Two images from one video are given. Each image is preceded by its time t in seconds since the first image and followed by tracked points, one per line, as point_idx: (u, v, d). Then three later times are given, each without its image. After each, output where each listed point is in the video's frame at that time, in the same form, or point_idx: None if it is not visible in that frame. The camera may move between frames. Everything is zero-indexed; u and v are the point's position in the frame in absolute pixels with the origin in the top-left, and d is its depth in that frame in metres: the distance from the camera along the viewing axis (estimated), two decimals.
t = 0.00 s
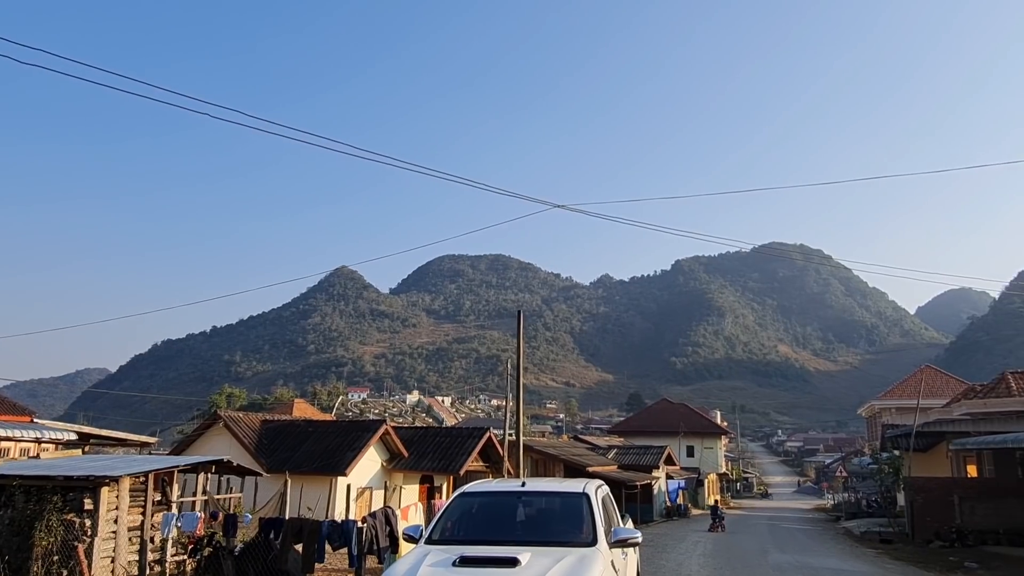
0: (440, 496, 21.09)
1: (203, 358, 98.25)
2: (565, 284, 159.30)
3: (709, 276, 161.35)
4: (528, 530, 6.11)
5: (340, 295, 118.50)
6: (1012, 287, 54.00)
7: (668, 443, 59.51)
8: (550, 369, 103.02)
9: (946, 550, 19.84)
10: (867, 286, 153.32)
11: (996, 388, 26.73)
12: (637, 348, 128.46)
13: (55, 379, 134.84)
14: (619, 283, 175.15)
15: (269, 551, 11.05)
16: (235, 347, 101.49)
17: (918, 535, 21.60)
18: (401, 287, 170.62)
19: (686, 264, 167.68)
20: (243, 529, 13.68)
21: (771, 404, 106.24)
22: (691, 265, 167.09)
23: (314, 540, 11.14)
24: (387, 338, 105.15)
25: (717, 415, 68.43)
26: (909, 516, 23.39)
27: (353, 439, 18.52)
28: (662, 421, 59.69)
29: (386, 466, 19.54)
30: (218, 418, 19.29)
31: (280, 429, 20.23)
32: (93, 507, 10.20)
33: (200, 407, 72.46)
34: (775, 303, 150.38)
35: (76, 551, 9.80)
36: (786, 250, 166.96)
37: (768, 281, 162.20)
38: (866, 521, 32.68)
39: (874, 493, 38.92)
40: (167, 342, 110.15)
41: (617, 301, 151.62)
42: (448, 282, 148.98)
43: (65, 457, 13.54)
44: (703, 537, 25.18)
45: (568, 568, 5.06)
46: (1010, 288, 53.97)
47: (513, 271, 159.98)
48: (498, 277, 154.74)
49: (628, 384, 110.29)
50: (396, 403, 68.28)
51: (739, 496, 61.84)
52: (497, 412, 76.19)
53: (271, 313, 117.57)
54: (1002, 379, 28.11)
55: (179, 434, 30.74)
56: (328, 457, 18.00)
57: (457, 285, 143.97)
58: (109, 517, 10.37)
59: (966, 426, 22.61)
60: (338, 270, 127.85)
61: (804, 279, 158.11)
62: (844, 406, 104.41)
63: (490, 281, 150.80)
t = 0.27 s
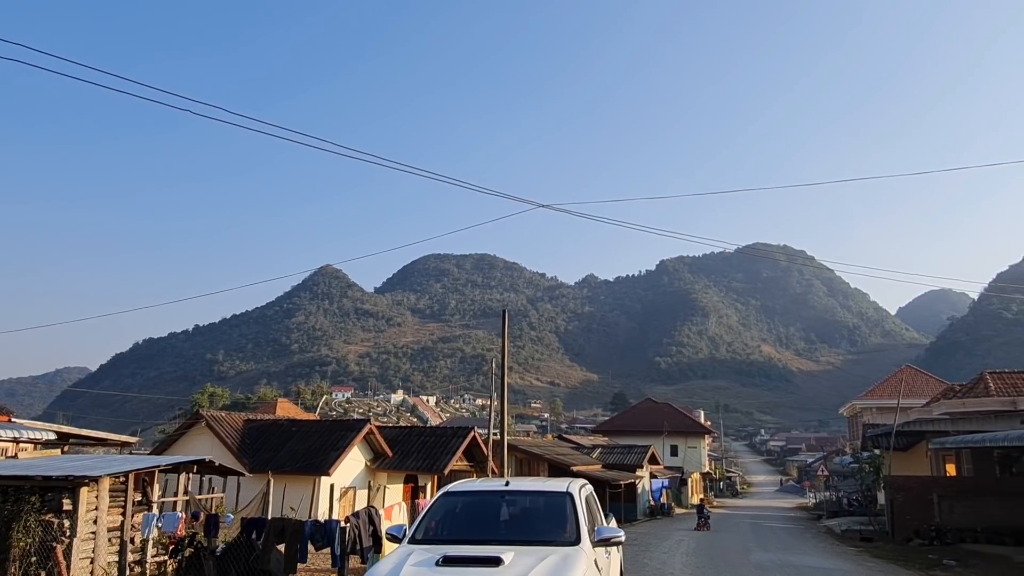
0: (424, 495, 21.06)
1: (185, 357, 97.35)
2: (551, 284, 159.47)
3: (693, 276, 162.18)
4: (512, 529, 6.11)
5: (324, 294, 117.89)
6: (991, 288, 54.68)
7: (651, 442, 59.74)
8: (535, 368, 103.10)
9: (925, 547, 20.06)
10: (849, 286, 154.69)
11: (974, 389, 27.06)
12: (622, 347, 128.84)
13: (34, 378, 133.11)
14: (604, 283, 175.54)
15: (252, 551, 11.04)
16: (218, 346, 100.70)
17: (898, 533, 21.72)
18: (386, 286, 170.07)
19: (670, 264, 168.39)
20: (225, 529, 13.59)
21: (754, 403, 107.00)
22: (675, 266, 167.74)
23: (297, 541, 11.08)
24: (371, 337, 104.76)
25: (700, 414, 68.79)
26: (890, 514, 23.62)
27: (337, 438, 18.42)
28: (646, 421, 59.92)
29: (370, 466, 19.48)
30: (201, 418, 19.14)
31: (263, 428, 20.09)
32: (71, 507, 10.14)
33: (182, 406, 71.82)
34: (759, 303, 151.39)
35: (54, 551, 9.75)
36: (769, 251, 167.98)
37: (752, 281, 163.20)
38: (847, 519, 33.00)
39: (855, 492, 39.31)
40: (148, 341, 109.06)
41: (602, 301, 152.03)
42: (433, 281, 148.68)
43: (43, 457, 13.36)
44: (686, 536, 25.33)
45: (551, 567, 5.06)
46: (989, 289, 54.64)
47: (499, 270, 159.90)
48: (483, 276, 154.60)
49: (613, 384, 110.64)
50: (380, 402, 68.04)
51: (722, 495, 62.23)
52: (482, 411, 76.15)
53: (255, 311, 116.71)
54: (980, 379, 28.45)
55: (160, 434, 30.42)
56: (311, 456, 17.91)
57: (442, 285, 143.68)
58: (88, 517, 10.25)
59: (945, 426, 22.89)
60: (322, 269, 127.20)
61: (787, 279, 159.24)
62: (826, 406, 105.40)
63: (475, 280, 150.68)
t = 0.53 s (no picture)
0: (405, 494, 21.01)
1: (163, 355, 96.36)
2: (533, 283, 159.64)
3: (675, 276, 163.13)
4: (491, 529, 6.11)
5: (305, 292, 117.16)
6: (966, 289, 55.53)
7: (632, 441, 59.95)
8: (517, 367, 103.17)
9: (901, 545, 20.35)
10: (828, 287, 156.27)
11: (949, 388, 27.46)
12: (603, 346, 129.35)
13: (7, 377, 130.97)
14: (585, 282, 176.01)
15: (229, 551, 11.07)
16: (197, 344, 99.75)
17: (874, 531, 21.95)
18: (367, 284, 169.34)
19: (652, 264, 169.26)
20: (203, 529, 13.47)
21: (734, 403, 107.95)
22: (657, 266, 168.50)
23: (275, 541, 10.99)
24: (353, 336, 104.28)
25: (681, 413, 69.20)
26: (866, 512, 23.89)
27: (317, 438, 18.32)
28: (628, 420, 60.16)
29: (350, 465, 19.41)
30: (179, 417, 18.96)
31: (243, 427, 19.93)
32: (46, 508, 9.98)
33: (160, 405, 71.06)
34: (739, 303, 152.63)
35: (29, 553, 9.61)
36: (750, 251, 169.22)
37: (732, 281, 164.39)
38: (824, 517, 33.37)
39: (832, 490, 39.77)
40: (126, 339, 107.75)
41: (584, 300, 152.48)
42: (415, 280, 148.28)
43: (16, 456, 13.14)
44: (666, 534, 25.49)
45: (531, 567, 5.07)
46: (964, 289, 55.47)
47: (481, 269, 159.78)
48: (465, 275, 154.42)
49: (595, 383, 111.07)
50: (361, 401, 67.75)
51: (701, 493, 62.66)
52: (464, 410, 76.10)
53: (234, 310, 115.75)
54: (954, 379, 28.87)
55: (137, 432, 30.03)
56: (291, 456, 17.79)
57: (424, 283, 143.35)
58: (63, 517, 10.10)
59: (921, 425, 23.20)
60: (303, 267, 126.38)
61: (767, 279, 160.58)
62: (805, 405, 106.63)
63: (457, 279, 150.52)
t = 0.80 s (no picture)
0: (383, 494, 20.94)
1: (138, 353, 95.14)
2: (513, 282, 159.70)
3: (654, 276, 164.05)
4: (470, 527, 6.11)
5: (283, 291, 116.20)
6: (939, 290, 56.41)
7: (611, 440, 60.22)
8: (496, 366, 103.14)
9: (874, 542, 20.65)
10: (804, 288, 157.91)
11: (922, 388, 27.90)
12: (583, 346, 129.73)
13: None
14: (565, 282, 176.38)
15: (204, 552, 10.94)
16: (172, 342, 98.55)
17: (848, 529, 22.21)
18: (346, 283, 168.35)
19: (631, 264, 170.05)
20: (177, 529, 13.34)
21: (712, 402, 108.85)
22: (636, 266, 169.21)
23: (251, 541, 10.89)
24: (331, 334, 103.62)
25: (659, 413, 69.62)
26: (840, 510, 24.20)
27: (294, 437, 18.18)
28: (606, 419, 60.43)
29: (328, 464, 19.28)
30: (153, 416, 18.73)
31: (219, 426, 19.74)
32: (16, 508, 9.80)
33: (134, 404, 70.14)
34: (717, 303, 153.81)
35: None
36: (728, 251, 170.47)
37: (710, 282, 165.57)
38: (800, 515, 33.75)
39: (807, 488, 40.22)
40: (99, 337, 106.16)
41: (564, 299, 152.81)
42: (395, 279, 147.73)
43: None
44: (644, 532, 25.66)
45: (508, 565, 5.07)
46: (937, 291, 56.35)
47: (461, 268, 159.50)
48: (445, 274, 154.09)
49: (574, 382, 111.40)
50: (340, 400, 67.36)
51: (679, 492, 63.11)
52: (443, 410, 75.96)
53: (211, 308, 114.56)
54: (927, 378, 29.32)
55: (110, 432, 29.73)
56: (268, 455, 17.65)
57: (403, 282, 142.86)
58: (33, 518, 9.94)
59: (895, 424, 23.57)
60: (282, 265, 125.32)
61: (744, 280, 161.92)
62: (781, 404, 107.80)
63: (437, 278, 150.17)
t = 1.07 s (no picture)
0: (361, 493, 20.84)
1: (112, 351, 93.84)
2: (493, 281, 159.62)
3: (633, 275, 164.77)
4: (447, 526, 6.09)
5: (261, 288, 115.22)
6: (913, 292, 57.22)
7: (590, 439, 60.36)
8: (475, 365, 103.03)
9: (847, 539, 20.94)
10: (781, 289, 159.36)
11: (895, 387, 28.33)
12: (562, 345, 130.02)
13: None
14: (545, 281, 176.62)
15: (178, 552, 10.79)
16: (147, 340, 97.30)
17: (822, 527, 22.46)
18: (325, 281, 167.25)
19: (611, 264, 170.66)
20: (151, 530, 13.21)
21: (689, 401, 109.65)
22: (616, 265, 169.74)
23: (227, 541, 10.79)
24: (309, 333, 102.86)
25: (638, 412, 69.98)
26: (815, 508, 24.47)
27: (271, 436, 18.02)
28: (585, 418, 60.59)
29: (305, 463, 19.17)
30: (127, 415, 18.45)
31: (194, 426, 19.49)
32: None
33: (108, 403, 69.20)
34: (695, 303, 154.84)
35: None
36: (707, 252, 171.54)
37: (689, 282, 166.60)
38: (776, 513, 34.09)
39: (783, 486, 40.64)
40: (72, 335, 104.57)
41: (544, 298, 152.97)
42: (374, 277, 147.04)
43: None
44: (621, 531, 25.79)
45: (485, 564, 5.06)
46: (911, 292, 57.15)
47: (441, 267, 159.06)
48: (425, 273, 153.61)
49: (553, 381, 111.64)
50: (318, 399, 66.92)
51: (657, 491, 63.46)
52: (422, 409, 75.82)
53: (187, 305, 113.27)
54: (901, 378, 29.77)
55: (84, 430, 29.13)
56: (244, 455, 17.49)
57: (383, 281, 142.23)
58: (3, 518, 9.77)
59: (870, 423, 23.90)
60: (260, 262, 124.20)
61: (723, 280, 163.06)
62: (758, 404, 108.89)
63: (417, 276, 149.72)
